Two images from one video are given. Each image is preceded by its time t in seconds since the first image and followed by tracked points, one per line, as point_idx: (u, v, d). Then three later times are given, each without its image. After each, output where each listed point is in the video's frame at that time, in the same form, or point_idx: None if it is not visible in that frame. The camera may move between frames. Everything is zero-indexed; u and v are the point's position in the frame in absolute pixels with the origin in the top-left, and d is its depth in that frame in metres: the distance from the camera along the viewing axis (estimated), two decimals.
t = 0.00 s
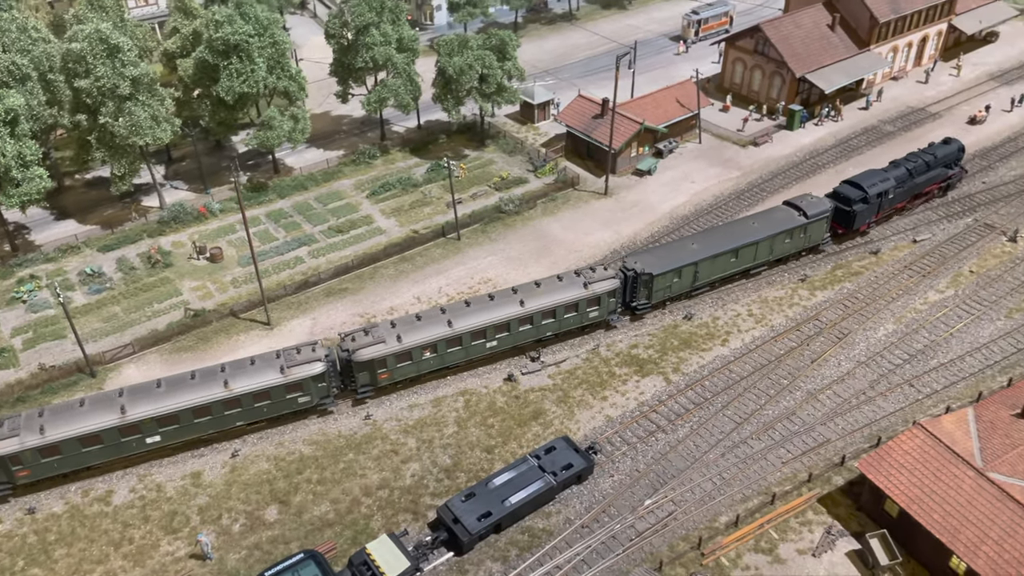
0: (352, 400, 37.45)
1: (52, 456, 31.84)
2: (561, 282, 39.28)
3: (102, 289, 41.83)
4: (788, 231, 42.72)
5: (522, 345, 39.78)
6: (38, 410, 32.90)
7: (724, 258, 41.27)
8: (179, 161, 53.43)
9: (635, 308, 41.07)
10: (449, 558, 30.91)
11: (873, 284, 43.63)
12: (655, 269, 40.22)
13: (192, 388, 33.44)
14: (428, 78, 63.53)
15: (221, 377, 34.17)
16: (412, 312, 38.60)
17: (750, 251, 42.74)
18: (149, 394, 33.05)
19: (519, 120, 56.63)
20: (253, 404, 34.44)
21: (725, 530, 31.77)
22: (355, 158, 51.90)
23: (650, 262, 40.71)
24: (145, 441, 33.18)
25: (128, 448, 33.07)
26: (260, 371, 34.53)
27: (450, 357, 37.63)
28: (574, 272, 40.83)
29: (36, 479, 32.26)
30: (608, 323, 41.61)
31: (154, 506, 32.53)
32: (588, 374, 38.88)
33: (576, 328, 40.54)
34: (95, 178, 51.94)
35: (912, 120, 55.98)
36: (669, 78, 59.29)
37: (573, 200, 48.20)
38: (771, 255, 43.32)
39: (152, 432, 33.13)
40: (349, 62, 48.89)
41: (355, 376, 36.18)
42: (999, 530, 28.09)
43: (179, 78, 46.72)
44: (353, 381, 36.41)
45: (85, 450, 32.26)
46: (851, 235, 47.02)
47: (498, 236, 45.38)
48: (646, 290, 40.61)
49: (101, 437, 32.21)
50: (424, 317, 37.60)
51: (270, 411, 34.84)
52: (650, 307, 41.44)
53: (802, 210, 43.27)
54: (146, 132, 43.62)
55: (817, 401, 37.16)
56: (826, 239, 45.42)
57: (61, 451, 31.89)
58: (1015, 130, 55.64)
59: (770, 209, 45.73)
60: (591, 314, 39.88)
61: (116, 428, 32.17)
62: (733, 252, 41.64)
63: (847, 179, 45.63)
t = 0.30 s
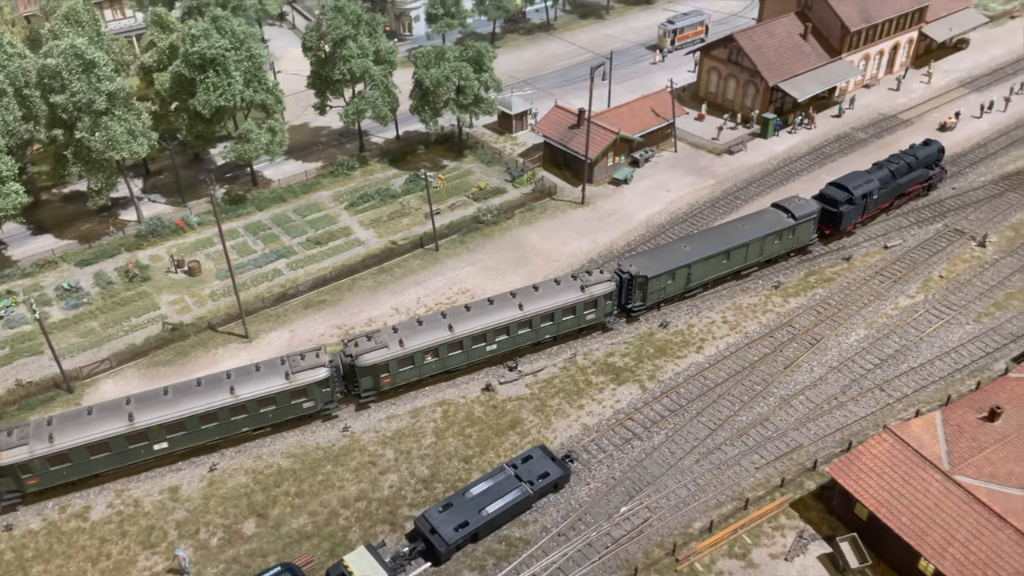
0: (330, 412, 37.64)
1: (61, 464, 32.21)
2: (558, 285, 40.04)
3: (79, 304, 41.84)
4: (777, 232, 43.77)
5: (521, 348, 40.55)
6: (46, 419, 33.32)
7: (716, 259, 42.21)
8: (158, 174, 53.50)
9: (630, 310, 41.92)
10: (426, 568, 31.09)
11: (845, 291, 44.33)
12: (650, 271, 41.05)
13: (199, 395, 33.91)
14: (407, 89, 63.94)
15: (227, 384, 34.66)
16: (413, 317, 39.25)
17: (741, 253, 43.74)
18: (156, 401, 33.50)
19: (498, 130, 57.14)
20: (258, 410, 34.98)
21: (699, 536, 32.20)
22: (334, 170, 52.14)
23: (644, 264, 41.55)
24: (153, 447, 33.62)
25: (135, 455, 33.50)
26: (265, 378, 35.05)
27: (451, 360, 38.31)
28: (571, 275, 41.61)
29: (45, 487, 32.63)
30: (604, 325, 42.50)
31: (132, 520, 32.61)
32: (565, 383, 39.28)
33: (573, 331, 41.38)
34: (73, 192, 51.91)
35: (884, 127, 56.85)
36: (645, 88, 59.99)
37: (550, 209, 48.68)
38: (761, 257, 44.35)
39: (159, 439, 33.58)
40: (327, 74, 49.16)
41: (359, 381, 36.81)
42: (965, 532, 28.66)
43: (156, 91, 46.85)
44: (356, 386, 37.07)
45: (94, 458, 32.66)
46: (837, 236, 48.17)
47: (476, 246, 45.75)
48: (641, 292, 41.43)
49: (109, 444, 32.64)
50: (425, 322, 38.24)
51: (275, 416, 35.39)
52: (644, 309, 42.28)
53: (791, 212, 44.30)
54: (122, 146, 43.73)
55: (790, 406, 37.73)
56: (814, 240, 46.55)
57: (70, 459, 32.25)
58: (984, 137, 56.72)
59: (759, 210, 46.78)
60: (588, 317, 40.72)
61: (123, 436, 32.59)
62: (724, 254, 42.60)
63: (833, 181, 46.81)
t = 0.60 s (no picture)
0: (310, 426, 37.65)
1: (72, 473, 32.49)
2: (559, 289, 40.64)
3: (58, 320, 41.64)
4: (770, 234, 44.67)
5: (523, 351, 41.10)
6: (57, 428, 33.58)
7: (711, 261, 43.01)
8: (136, 188, 53.38)
9: (629, 312, 42.56)
10: None
11: (822, 297, 44.90)
12: (648, 274, 41.74)
13: (208, 402, 34.26)
14: (387, 100, 64.18)
15: (236, 391, 35.00)
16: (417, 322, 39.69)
17: (735, 254, 44.57)
18: (165, 409, 33.82)
19: (478, 141, 57.51)
20: (267, 416, 35.33)
21: (679, 544, 32.47)
22: (314, 182, 52.23)
23: (642, 267, 42.24)
24: (163, 455, 33.92)
25: (145, 463, 33.78)
26: (273, 384, 35.40)
27: (455, 364, 38.77)
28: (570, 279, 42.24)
29: (57, 496, 32.88)
30: (604, 328, 43.14)
31: (111, 538, 32.50)
32: (546, 393, 39.51)
33: (574, 333, 41.99)
34: (51, 207, 51.67)
35: (859, 135, 57.66)
36: (624, 97, 60.55)
37: (530, 219, 49.01)
38: (755, 258, 45.22)
39: (169, 446, 33.89)
40: (306, 87, 49.41)
41: (365, 386, 37.18)
42: (939, 535, 28.98)
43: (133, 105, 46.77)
44: (362, 391, 37.44)
45: (105, 466, 32.94)
46: (827, 237, 49.27)
47: (456, 257, 45.95)
48: (639, 294, 42.08)
49: (120, 452, 32.94)
50: (429, 327, 38.69)
51: (283, 422, 35.76)
52: (643, 311, 42.94)
53: (782, 214, 45.23)
54: (100, 162, 43.63)
55: (767, 413, 38.17)
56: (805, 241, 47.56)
57: (81, 467, 32.53)
58: (956, 143, 57.74)
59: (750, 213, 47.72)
60: (588, 319, 41.36)
61: (134, 443, 32.88)
62: (719, 256, 43.40)
63: (822, 183, 47.95)
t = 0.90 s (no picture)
0: (292, 439, 37.45)
1: (85, 481, 32.60)
2: (562, 291, 41.28)
3: (37, 336, 41.24)
4: (765, 234, 45.60)
5: (527, 354, 41.64)
6: (69, 437, 33.72)
7: (709, 262, 43.78)
8: (116, 202, 53.06)
9: (630, 313, 43.11)
10: None
11: (802, 303, 45.29)
12: (648, 275, 42.41)
13: (219, 409, 34.54)
14: (368, 110, 64.23)
15: (246, 397, 35.31)
16: (424, 326, 40.23)
17: (731, 255, 45.39)
18: (177, 416, 34.07)
19: (460, 150, 57.68)
20: (277, 421, 35.63)
21: (663, 552, 32.53)
22: (295, 194, 52.10)
23: (642, 269, 42.91)
24: (174, 462, 34.10)
25: (158, 470, 33.95)
26: (283, 390, 35.75)
27: (462, 367, 39.28)
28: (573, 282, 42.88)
29: (70, 504, 32.96)
30: (606, 329, 43.68)
31: (92, 556, 32.19)
32: (530, 403, 39.54)
33: (578, 335, 42.59)
34: (30, 222, 51.24)
35: (837, 141, 58.27)
36: (605, 106, 60.90)
37: (513, 228, 49.13)
38: (751, 258, 46.07)
39: (181, 453, 34.10)
40: (286, 98, 49.31)
41: (373, 390, 37.60)
42: (919, 539, 29.25)
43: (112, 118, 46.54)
44: (371, 395, 37.85)
45: (118, 474, 33.09)
46: (820, 236, 50.24)
47: (439, 268, 45.94)
48: (640, 295, 42.68)
49: (132, 460, 33.10)
50: (436, 331, 39.23)
51: (294, 427, 36.03)
52: (643, 312, 43.52)
53: (777, 214, 46.19)
54: (79, 176, 43.33)
55: (750, 419, 38.41)
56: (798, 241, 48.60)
57: (94, 475, 32.66)
58: (933, 149, 58.55)
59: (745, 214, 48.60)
60: (591, 321, 41.97)
61: (147, 450, 33.11)
62: (716, 256, 44.18)
63: (813, 183, 48.97)
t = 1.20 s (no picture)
0: (272, 456, 37.06)
1: (95, 492, 32.49)
2: (564, 295, 41.68)
3: (12, 355, 40.60)
4: (759, 236, 46.35)
5: (531, 357, 41.99)
6: (77, 448, 33.57)
7: (706, 264, 44.38)
8: (93, 217, 52.51)
9: (630, 316, 43.57)
10: None
11: (782, 311, 45.51)
12: (647, 278, 42.95)
13: (228, 417, 34.58)
14: (348, 122, 64.05)
15: (255, 405, 35.39)
16: (428, 332, 40.43)
17: (728, 257, 46.04)
18: (186, 425, 34.06)
19: (440, 161, 57.61)
20: (286, 429, 35.73)
21: (647, 564, 32.40)
22: (275, 207, 51.79)
23: (640, 272, 43.45)
24: (184, 471, 34.08)
25: (168, 479, 33.94)
26: (291, 397, 35.85)
27: (467, 372, 39.54)
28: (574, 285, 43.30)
29: (79, 515, 32.83)
30: (607, 333, 44.17)
31: None
32: (512, 416, 39.40)
33: (580, 338, 43.03)
34: (5, 238, 50.57)
35: (816, 148, 58.74)
36: (585, 115, 61.07)
37: (494, 239, 49.07)
38: (747, 260, 46.78)
39: (190, 462, 34.10)
40: (265, 111, 49.04)
41: (380, 396, 37.74)
42: (901, 547, 29.24)
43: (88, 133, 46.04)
44: (378, 402, 37.99)
45: (127, 484, 33.00)
46: (812, 237, 51.11)
47: (420, 280, 45.75)
48: (640, 298, 43.21)
49: (142, 469, 33.06)
50: (441, 336, 39.46)
51: (302, 435, 36.15)
52: (643, 314, 44.03)
53: (771, 216, 46.98)
54: (54, 192, 42.78)
55: (732, 429, 38.47)
56: (791, 243, 49.52)
57: (104, 485, 32.56)
58: (909, 155, 59.19)
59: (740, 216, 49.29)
60: (593, 324, 42.41)
61: (157, 460, 33.06)
62: (714, 258, 44.78)
63: (804, 185, 49.79)
